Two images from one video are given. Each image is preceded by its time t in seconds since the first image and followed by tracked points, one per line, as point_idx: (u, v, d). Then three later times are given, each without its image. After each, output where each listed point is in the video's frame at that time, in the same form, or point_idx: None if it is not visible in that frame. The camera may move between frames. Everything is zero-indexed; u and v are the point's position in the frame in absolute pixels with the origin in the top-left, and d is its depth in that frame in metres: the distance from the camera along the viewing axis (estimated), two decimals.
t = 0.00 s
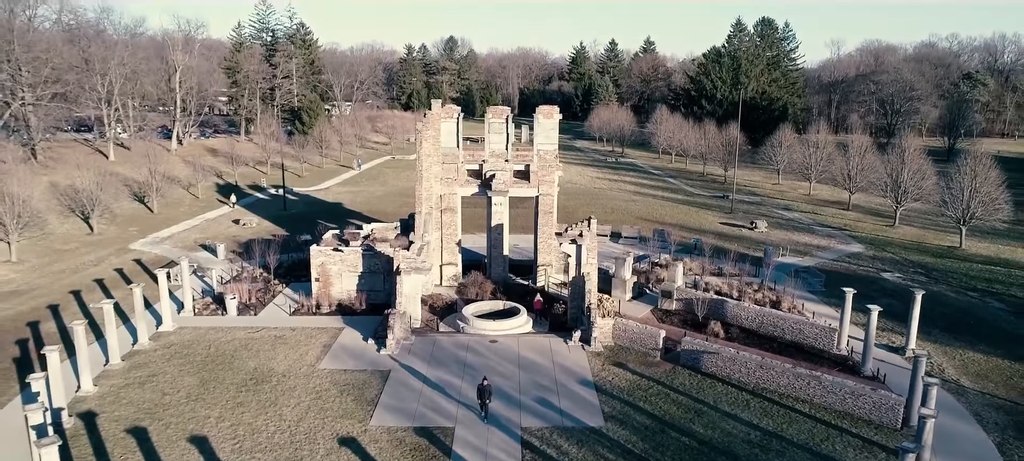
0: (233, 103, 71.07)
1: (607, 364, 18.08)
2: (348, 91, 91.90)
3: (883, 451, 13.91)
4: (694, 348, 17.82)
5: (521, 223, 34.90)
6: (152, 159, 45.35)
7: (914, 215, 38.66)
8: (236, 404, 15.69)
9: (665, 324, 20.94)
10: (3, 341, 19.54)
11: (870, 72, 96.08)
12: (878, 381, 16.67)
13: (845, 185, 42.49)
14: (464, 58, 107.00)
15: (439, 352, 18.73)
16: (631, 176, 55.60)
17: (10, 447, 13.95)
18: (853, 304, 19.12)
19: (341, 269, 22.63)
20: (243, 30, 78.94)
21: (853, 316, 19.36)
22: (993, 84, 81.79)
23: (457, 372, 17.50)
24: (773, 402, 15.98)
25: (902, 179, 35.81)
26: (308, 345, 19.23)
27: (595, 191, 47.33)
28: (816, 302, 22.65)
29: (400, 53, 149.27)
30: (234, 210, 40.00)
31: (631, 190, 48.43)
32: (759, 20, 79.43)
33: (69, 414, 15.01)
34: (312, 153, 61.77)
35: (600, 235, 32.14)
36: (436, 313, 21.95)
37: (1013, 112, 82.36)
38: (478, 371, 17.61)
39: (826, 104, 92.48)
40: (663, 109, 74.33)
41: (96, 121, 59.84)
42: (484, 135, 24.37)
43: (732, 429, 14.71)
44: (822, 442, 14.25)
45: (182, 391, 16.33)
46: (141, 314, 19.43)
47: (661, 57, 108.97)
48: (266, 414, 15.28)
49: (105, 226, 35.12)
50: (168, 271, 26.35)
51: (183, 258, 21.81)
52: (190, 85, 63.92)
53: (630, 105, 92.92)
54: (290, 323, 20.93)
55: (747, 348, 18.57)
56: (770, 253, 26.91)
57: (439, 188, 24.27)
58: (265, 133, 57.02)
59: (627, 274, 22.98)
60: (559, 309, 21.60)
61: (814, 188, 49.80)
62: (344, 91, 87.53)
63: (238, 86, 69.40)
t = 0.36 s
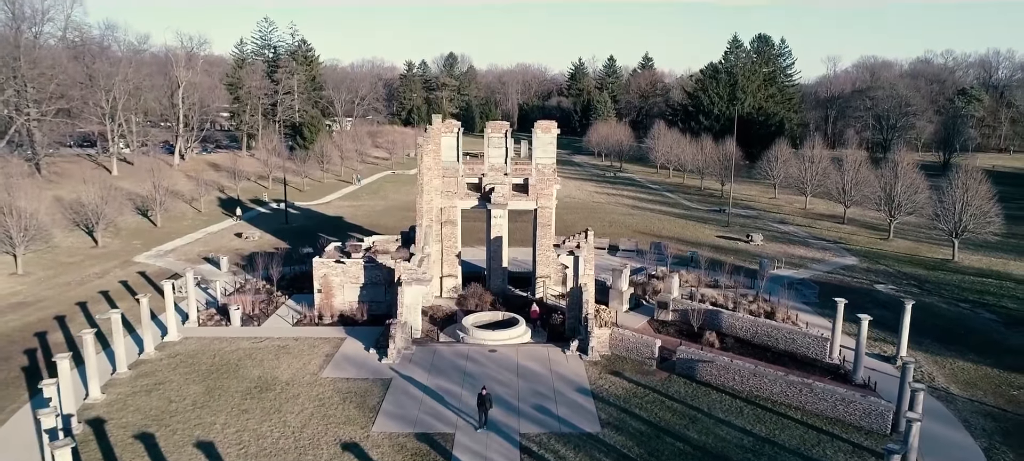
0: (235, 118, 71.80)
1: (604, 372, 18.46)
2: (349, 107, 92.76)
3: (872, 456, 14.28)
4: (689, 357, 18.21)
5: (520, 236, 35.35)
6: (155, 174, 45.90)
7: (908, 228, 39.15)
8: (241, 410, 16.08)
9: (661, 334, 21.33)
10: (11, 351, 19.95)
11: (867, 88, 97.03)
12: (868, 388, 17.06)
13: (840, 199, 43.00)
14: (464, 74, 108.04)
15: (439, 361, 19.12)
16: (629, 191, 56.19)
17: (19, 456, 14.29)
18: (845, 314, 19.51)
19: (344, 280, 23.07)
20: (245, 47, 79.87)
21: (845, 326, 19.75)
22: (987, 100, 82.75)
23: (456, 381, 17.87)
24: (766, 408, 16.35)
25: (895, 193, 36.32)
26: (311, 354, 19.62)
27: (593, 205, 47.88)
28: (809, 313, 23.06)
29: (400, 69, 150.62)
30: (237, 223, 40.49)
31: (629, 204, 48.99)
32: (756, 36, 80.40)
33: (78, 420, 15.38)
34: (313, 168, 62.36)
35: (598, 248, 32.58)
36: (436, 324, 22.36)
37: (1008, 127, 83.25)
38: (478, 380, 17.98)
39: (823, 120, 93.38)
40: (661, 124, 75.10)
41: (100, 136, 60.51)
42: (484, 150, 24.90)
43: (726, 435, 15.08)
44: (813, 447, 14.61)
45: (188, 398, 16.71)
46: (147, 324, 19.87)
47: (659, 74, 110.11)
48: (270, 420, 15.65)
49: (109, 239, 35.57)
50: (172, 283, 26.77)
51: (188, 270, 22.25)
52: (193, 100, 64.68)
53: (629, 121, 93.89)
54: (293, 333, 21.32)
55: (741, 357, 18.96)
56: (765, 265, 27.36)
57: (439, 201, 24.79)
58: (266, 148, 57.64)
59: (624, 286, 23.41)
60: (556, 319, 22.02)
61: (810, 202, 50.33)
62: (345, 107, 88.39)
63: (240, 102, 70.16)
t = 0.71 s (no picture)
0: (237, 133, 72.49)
1: (601, 380, 18.86)
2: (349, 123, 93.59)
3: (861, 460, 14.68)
4: (685, 365, 18.62)
5: (520, 249, 35.78)
6: (158, 188, 46.42)
7: (903, 241, 39.63)
8: (246, 417, 16.48)
9: (658, 344, 21.73)
10: (20, 361, 20.32)
11: (863, 103, 97.96)
12: (859, 395, 17.48)
13: (836, 212, 43.53)
14: (464, 89, 109.01)
15: (440, 370, 19.54)
16: (627, 205, 56.74)
17: None
18: (837, 324, 19.91)
19: (346, 291, 23.50)
20: (248, 63, 80.76)
21: (837, 336, 20.14)
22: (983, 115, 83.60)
23: (457, 389, 18.29)
24: (759, 415, 16.75)
25: (889, 206, 36.86)
26: (314, 363, 20.02)
27: (591, 219, 48.40)
28: (803, 324, 23.47)
29: (400, 84, 151.95)
30: (239, 236, 40.97)
31: (628, 217, 49.52)
32: (752, 52, 81.36)
33: (87, 427, 15.76)
34: (314, 182, 62.92)
35: (596, 260, 33.03)
36: (437, 334, 22.77)
37: (1004, 141, 83.98)
38: (478, 387, 18.39)
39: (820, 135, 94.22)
40: (659, 139, 75.88)
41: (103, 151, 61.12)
42: (484, 164, 25.43)
43: (720, 440, 15.46)
44: (804, 452, 14.99)
45: (195, 405, 17.10)
46: (153, 334, 20.29)
47: (657, 89, 111.16)
48: (275, 427, 16.04)
49: (114, 252, 36.00)
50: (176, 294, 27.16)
51: (193, 282, 22.70)
52: (196, 115, 65.38)
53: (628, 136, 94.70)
54: (296, 344, 21.69)
55: (735, 366, 19.36)
56: (761, 277, 27.80)
57: (440, 214, 25.30)
58: (268, 162, 58.26)
59: (621, 297, 23.83)
60: (555, 329, 22.43)
61: (806, 215, 50.84)
62: (346, 122, 89.20)
63: (242, 116, 70.86)
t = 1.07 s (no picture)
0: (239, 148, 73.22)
1: (598, 388, 19.32)
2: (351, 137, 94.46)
3: None
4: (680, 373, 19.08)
5: (519, 260, 36.31)
6: (163, 201, 47.00)
7: (897, 253, 40.16)
8: (253, 423, 16.97)
9: (654, 353, 22.20)
10: (31, 370, 20.80)
11: (860, 118, 98.88)
12: (849, 401, 17.96)
13: (831, 225, 44.08)
14: (464, 104, 110.09)
15: (441, 378, 20.04)
16: (626, 218, 57.32)
17: None
18: (830, 333, 20.38)
19: (349, 302, 24.02)
20: (250, 78, 81.71)
21: (830, 344, 20.59)
22: (979, 129, 84.43)
23: (458, 396, 18.76)
24: (752, 421, 17.20)
25: (883, 219, 37.43)
26: (318, 371, 20.50)
27: (590, 232, 48.96)
28: (796, 333, 23.94)
29: (401, 99, 153.27)
30: (243, 249, 41.50)
31: (626, 231, 50.06)
32: (750, 68, 82.36)
33: (98, 432, 16.22)
34: (316, 195, 63.56)
35: (594, 272, 33.57)
36: (438, 344, 23.24)
37: (1000, 156, 84.72)
38: (478, 394, 18.86)
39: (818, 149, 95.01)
40: (658, 153, 76.66)
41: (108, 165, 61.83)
42: (484, 177, 26.02)
43: (713, 445, 15.90)
44: (795, 456, 15.42)
45: (202, 412, 17.58)
46: (162, 343, 20.79)
47: (655, 104, 112.19)
48: (281, 432, 16.52)
49: (119, 264, 36.54)
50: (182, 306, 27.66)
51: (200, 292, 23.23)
52: (200, 130, 66.15)
53: (626, 151, 95.52)
54: (300, 353, 22.15)
55: (730, 374, 19.81)
56: (756, 288, 28.30)
57: (441, 226, 25.86)
58: (270, 177, 58.94)
59: (619, 308, 24.33)
60: (554, 338, 22.94)
61: (802, 229, 51.41)
62: (348, 137, 90.05)
63: (245, 131, 71.68)
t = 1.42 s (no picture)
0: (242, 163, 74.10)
1: (596, 395, 19.95)
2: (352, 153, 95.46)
3: None
4: (675, 380, 19.70)
5: (519, 273, 36.94)
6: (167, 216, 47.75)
7: (891, 266, 40.82)
8: (262, 428, 17.59)
9: (650, 362, 22.82)
10: (45, 378, 21.43)
11: (856, 134, 99.92)
12: (838, 407, 18.59)
13: (826, 239, 44.79)
14: (464, 120, 111.23)
15: (443, 385, 20.69)
16: (624, 232, 58.06)
17: None
18: (820, 341, 21.00)
19: (353, 313, 24.68)
20: (253, 94, 82.75)
21: (820, 353, 21.21)
22: (973, 145, 85.42)
23: (459, 402, 19.42)
24: (744, 425, 17.82)
25: (876, 233, 38.14)
26: (324, 379, 21.13)
27: (589, 246, 49.68)
28: (789, 343, 24.58)
29: (401, 115, 154.57)
30: (247, 262, 42.20)
31: (624, 245, 50.78)
32: (746, 84, 83.48)
33: (113, 436, 16.85)
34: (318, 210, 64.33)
35: (592, 284, 34.22)
36: (440, 353, 23.88)
37: (994, 171, 85.59)
38: (479, 401, 19.51)
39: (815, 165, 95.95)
40: (656, 168, 77.53)
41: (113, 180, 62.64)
42: (484, 191, 26.79)
43: (706, 448, 16.50)
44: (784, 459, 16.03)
45: (213, 417, 18.22)
46: (172, 352, 21.46)
47: (654, 120, 113.39)
48: (289, 436, 17.14)
49: (126, 277, 37.20)
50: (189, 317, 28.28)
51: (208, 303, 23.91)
52: (203, 145, 67.05)
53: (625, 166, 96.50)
54: (306, 362, 22.76)
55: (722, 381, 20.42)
56: (751, 300, 28.97)
57: (443, 239, 26.60)
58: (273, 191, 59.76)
59: (616, 318, 24.97)
60: (552, 348, 23.56)
61: (798, 242, 52.11)
62: (349, 152, 91.01)
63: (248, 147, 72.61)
